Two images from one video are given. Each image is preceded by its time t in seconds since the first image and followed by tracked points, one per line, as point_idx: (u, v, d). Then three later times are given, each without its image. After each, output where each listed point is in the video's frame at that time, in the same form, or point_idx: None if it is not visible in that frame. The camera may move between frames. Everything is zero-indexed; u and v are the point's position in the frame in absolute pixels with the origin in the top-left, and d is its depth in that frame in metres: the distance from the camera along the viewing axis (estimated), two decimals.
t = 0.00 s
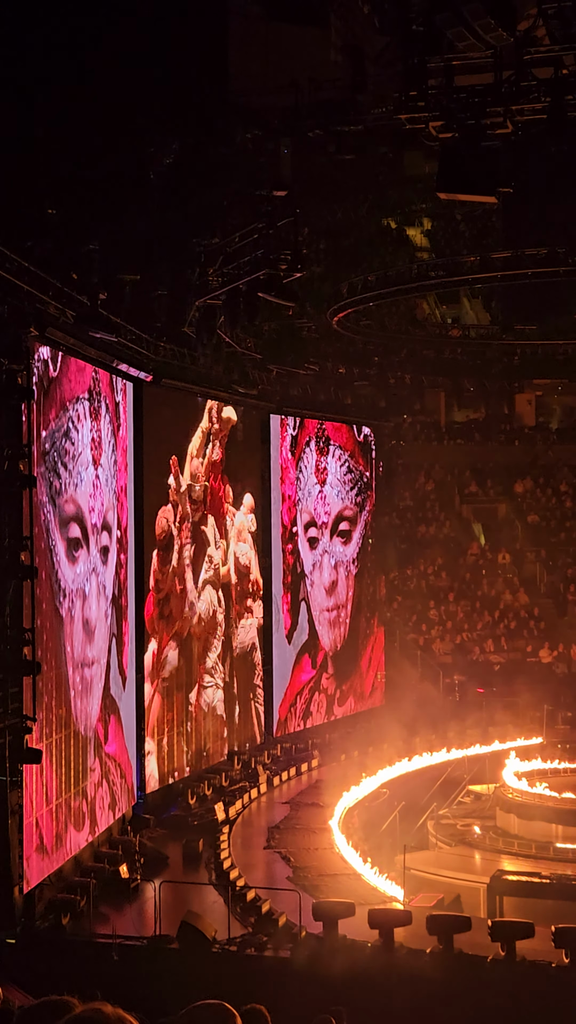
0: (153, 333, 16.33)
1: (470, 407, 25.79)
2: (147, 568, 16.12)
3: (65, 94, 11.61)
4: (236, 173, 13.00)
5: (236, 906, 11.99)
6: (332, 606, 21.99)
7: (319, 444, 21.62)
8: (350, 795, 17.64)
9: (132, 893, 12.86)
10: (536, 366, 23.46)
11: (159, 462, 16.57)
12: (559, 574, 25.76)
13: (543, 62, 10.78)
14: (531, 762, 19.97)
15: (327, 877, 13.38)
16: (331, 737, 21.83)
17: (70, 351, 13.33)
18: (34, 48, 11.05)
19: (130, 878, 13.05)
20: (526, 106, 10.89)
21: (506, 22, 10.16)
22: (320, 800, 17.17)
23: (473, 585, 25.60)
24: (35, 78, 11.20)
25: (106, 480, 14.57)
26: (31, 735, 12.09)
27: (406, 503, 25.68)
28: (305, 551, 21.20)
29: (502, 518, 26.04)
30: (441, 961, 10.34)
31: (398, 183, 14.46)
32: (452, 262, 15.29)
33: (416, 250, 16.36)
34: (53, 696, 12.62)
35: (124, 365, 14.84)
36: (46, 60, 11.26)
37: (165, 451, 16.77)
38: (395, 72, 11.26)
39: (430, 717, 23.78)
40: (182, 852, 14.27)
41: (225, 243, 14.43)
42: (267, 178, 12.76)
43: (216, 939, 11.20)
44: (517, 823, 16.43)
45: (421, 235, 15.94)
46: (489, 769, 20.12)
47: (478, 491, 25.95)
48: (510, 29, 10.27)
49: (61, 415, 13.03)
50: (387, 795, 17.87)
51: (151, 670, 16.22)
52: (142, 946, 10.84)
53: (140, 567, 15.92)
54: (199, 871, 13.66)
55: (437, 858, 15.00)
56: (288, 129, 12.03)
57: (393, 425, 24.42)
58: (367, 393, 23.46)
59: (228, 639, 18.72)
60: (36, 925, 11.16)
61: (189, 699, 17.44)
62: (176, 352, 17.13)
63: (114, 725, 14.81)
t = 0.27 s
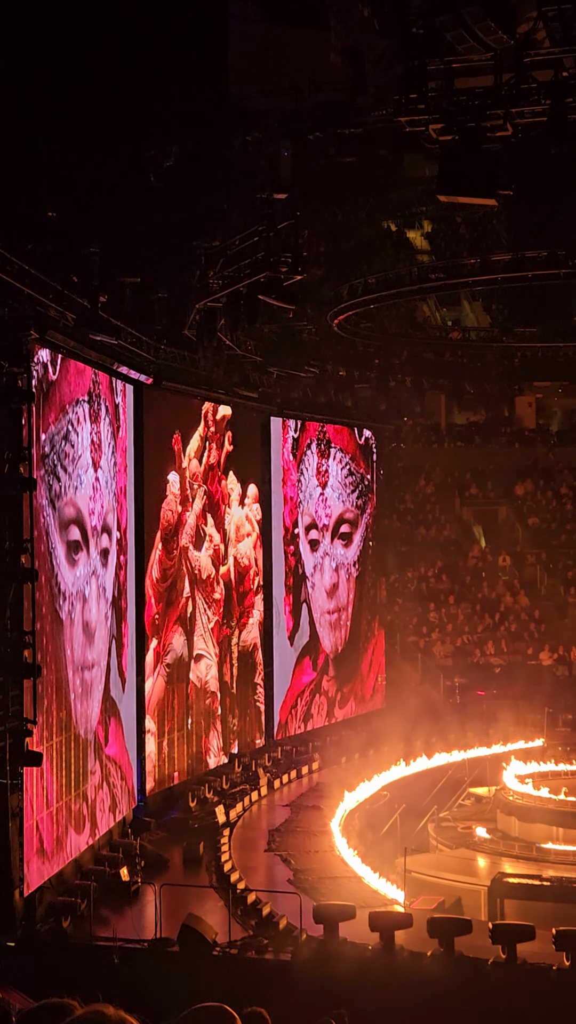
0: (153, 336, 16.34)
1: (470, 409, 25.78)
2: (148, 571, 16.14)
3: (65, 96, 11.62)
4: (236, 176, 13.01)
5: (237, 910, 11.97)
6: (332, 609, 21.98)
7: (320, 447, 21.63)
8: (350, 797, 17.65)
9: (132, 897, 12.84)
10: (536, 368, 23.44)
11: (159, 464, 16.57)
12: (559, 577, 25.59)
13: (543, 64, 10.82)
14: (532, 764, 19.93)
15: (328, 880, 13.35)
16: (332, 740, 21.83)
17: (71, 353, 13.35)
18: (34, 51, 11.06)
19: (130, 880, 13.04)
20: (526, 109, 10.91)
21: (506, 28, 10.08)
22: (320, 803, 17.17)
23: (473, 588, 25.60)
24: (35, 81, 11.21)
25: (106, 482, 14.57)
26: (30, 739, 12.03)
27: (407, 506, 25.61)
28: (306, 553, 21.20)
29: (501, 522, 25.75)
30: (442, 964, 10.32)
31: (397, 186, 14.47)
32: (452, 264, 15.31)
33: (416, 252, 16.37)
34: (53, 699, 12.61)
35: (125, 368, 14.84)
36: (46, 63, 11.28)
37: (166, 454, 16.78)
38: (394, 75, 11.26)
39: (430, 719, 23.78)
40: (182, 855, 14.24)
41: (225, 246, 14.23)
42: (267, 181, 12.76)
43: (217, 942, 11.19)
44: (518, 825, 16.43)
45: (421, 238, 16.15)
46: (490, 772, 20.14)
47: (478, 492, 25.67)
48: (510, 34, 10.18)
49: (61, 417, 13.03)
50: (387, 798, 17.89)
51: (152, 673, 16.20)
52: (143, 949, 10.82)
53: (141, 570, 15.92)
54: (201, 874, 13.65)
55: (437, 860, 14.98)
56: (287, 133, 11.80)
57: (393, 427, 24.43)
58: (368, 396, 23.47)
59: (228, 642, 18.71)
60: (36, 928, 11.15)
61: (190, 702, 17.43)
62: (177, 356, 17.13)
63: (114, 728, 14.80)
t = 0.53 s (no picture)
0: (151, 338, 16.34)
1: (470, 411, 25.58)
2: (148, 571, 16.15)
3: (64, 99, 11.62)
4: (235, 177, 13.01)
5: (236, 913, 11.98)
6: (332, 609, 21.97)
7: (318, 449, 21.60)
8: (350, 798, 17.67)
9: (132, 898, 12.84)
10: (536, 369, 23.44)
11: (159, 466, 16.57)
12: (559, 579, 25.51)
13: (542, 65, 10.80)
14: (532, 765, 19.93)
15: (328, 881, 13.35)
16: (331, 741, 21.83)
17: (70, 354, 13.42)
18: (37, 54, 10.92)
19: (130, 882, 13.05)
20: (525, 110, 10.95)
21: (504, 28, 10.00)
22: (320, 804, 17.18)
23: (472, 590, 25.57)
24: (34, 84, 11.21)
25: (104, 484, 14.56)
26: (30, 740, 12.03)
27: (406, 508, 25.72)
28: (305, 555, 21.19)
29: (501, 523, 25.65)
30: (442, 965, 10.32)
31: (396, 188, 14.48)
32: (452, 266, 15.31)
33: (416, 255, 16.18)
34: (53, 703, 12.61)
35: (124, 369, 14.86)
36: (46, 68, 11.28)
37: (165, 455, 16.78)
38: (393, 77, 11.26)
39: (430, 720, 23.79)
40: (181, 856, 14.24)
41: (225, 247, 14.45)
42: (266, 183, 12.76)
43: (217, 943, 11.18)
44: (517, 826, 16.44)
45: (421, 242, 15.92)
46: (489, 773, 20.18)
47: (477, 493, 25.63)
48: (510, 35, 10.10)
49: (60, 421, 13.03)
50: (387, 799, 17.91)
51: (151, 674, 16.21)
52: (142, 951, 10.80)
53: (140, 571, 15.92)
54: (200, 875, 13.64)
55: (438, 861, 14.97)
56: (286, 134, 12.08)
57: (392, 428, 24.43)
58: (367, 397, 23.48)
59: (227, 643, 18.73)
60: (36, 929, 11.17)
61: (189, 703, 17.44)
62: (175, 357, 17.14)
63: (113, 730, 14.79)
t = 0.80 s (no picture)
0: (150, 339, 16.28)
1: (469, 413, 25.77)
2: (147, 572, 16.14)
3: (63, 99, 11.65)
4: (234, 177, 13.03)
5: (235, 914, 12.00)
6: (331, 610, 21.94)
7: (316, 449, 21.55)
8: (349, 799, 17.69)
9: (131, 900, 12.83)
10: (534, 370, 23.45)
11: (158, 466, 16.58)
12: (557, 581, 25.48)
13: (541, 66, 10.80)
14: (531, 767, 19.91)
15: (327, 882, 13.36)
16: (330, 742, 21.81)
17: (69, 357, 13.33)
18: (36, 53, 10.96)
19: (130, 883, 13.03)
20: (525, 111, 10.94)
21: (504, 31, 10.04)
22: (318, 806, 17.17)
23: (471, 591, 25.46)
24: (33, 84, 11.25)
25: (104, 485, 14.55)
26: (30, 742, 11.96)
27: (405, 509, 25.79)
28: (303, 555, 21.17)
29: (500, 523, 25.85)
30: (441, 966, 10.33)
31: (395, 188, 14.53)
32: (450, 267, 15.34)
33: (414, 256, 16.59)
34: (52, 704, 12.58)
35: (122, 370, 14.84)
36: (44, 67, 11.27)
37: (164, 456, 16.79)
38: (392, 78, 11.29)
39: (428, 722, 23.79)
40: (180, 858, 14.18)
41: (224, 247, 14.52)
42: (265, 183, 12.78)
43: (216, 945, 11.17)
44: (516, 828, 16.46)
45: (419, 242, 16.27)
46: (488, 774, 20.20)
47: (476, 494, 25.79)
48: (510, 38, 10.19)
49: (59, 421, 12.99)
50: (387, 801, 17.94)
51: (150, 675, 16.20)
52: (141, 952, 10.80)
53: (139, 572, 15.94)
54: (199, 877, 13.60)
55: (437, 862, 14.97)
56: (285, 136, 11.97)
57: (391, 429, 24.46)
58: (366, 398, 23.50)
59: (226, 644, 18.73)
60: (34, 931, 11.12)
61: (188, 704, 17.43)
62: (174, 358, 17.11)
63: (113, 731, 14.78)
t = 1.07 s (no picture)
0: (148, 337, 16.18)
1: (467, 413, 25.41)
2: (143, 571, 16.13)
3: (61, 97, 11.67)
4: (232, 177, 13.03)
5: (233, 913, 11.99)
6: (328, 609, 21.97)
7: (312, 448, 21.56)
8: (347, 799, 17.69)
9: (130, 899, 12.82)
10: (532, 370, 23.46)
11: (155, 465, 16.57)
12: (555, 579, 25.53)
13: (538, 65, 10.92)
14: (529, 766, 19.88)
15: (325, 881, 13.37)
16: (329, 741, 21.80)
17: (66, 357, 13.25)
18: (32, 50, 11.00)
19: (128, 883, 13.01)
20: (523, 110, 10.93)
21: (502, 29, 10.16)
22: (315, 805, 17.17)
23: (469, 590, 25.56)
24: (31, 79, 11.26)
25: (102, 485, 14.58)
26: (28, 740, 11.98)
27: (401, 508, 25.68)
28: (301, 554, 21.20)
29: (498, 523, 25.83)
30: (439, 964, 10.34)
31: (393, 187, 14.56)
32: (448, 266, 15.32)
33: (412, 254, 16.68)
34: (49, 702, 12.58)
35: (119, 369, 14.81)
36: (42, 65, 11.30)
37: (162, 455, 16.78)
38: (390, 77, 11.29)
39: (426, 721, 23.80)
40: (179, 859, 14.18)
41: (221, 247, 14.20)
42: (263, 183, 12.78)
43: (213, 944, 11.17)
44: (514, 827, 16.49)
45: (417, 241, 16.46)
46: (486, 774, 20.22)
47: (474, 494, 25.80)
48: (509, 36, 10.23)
49: (56, 419, 12.98)
50: (385, 799, 17.96)
51: (147, 674, 16.18)
52: (139, 952, 10.79)
53: (137, 570, 15.94)
54: (197, 877, 13.58)
55: (435, 861, 14.95)
56: (283, 136, 11.89)
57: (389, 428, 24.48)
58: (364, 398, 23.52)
59: (222, 643, 18.74)
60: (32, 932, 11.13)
61: (185, 703, 17.43)
62: (171, 358, 16.91)
63: (111, 732, 14.80)
